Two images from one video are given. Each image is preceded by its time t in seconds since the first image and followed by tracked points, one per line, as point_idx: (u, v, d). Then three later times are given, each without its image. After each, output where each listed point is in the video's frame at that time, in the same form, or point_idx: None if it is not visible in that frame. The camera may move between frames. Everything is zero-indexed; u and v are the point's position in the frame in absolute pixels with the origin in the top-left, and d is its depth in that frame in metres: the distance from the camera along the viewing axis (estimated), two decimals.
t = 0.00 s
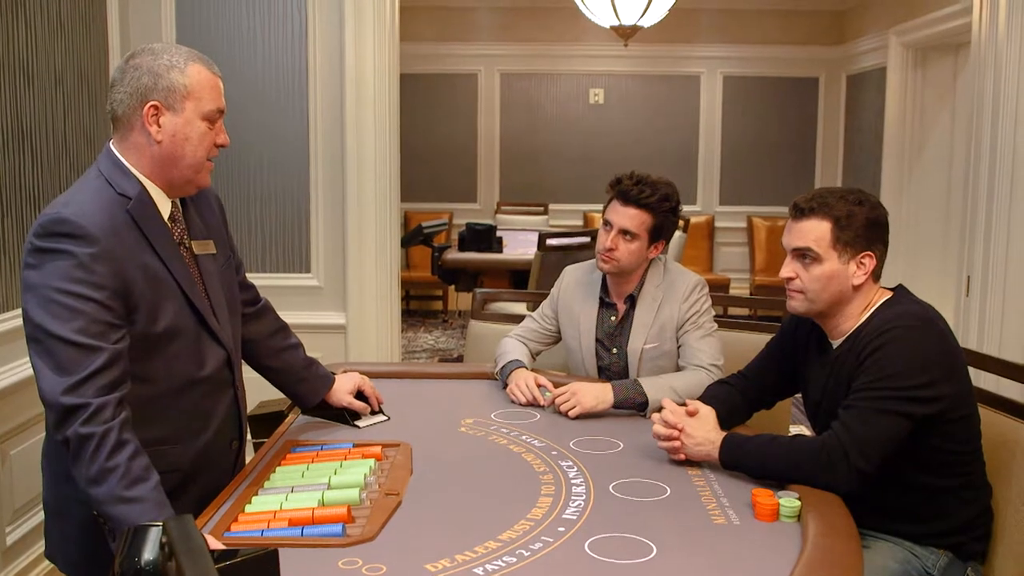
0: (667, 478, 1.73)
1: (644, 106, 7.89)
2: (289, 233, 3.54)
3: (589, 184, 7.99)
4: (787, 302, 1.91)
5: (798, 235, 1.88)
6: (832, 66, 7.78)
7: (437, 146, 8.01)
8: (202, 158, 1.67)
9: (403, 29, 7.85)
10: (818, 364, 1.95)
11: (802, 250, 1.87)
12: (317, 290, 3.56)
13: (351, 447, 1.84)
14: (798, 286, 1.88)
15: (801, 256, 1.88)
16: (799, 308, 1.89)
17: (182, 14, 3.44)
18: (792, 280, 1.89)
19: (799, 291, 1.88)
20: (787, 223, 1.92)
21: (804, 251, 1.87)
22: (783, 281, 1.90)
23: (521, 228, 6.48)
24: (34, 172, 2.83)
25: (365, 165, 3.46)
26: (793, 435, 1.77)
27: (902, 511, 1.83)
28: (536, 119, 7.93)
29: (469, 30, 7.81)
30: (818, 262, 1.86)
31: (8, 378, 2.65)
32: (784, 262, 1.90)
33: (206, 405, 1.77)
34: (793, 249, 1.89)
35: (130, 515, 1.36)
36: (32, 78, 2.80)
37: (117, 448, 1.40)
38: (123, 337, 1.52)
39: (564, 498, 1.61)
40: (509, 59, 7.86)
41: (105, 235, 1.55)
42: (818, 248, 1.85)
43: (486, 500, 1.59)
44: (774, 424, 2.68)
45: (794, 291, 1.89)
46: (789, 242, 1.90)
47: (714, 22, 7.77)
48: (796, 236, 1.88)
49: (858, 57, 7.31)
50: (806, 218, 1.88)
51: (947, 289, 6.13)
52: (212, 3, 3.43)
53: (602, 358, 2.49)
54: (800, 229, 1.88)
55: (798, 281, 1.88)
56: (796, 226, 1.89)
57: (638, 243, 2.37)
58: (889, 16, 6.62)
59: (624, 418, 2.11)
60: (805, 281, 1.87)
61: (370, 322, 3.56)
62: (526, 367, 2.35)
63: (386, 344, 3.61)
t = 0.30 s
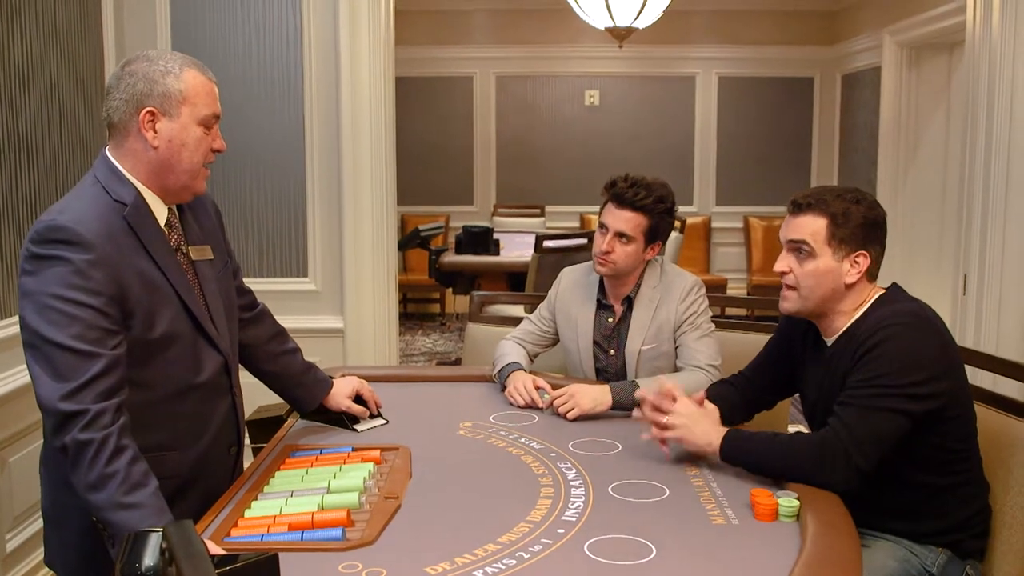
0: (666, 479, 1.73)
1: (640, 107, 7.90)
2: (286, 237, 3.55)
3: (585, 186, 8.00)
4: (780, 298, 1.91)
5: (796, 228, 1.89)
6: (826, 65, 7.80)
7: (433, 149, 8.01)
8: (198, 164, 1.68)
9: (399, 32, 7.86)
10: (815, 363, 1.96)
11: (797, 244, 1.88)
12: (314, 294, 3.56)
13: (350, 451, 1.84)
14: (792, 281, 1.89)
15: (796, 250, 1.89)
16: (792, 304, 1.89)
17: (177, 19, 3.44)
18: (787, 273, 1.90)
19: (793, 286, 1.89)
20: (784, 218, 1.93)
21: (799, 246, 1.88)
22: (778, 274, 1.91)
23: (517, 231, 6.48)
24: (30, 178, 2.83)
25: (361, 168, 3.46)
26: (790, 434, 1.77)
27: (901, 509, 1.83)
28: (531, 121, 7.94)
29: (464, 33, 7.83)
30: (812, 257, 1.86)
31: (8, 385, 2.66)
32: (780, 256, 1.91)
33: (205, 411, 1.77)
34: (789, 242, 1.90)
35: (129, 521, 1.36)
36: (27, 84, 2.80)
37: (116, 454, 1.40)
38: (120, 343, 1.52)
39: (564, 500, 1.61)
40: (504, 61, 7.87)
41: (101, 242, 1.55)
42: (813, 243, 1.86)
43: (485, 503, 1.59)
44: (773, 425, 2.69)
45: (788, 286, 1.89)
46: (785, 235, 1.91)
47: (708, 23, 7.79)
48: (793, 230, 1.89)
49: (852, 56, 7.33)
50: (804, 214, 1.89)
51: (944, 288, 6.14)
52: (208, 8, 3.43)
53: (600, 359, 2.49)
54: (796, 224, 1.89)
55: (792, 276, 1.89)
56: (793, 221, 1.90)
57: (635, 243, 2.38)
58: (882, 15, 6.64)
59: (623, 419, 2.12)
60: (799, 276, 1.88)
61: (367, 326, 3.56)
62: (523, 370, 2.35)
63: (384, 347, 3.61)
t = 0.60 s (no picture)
0: (663, 479, 1.73)
1: (638, 108, 7.91)
2: (283, 238, 3.55)
3: (583, 187, 8.01)
4: (775, 315, 1.91)
5: (778, 245, 1.88)
6: (824, 66, 7.81)
7: (431, 151, 8.01)
8: (192, 165, 1.67)
9: (397, 34, 7.87)
10: (812, 364, 1.96)
11: (784, 261, 1.87)
12: (311, 296, 3.56)
13: (347, 452, 1.84)
14: (784, 298, 1.88)
15: (784, 266, 1.88)
16: (788, 318, 1.89)
17: (174, 21, 3.44)
18: (777, 290, 1.89)
19: (784, 302, 1.88)
20: (765, 238, 1.92)
21: (787, 262, 1.87)
22: (768, 292, 1.90)
23: (516, 232, 6.48)
24: (27, 180, 2.83)
25: (359, 169, 3.46)
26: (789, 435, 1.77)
27: (899, 509, 1.83)
28: (530, 123, 7.95)
29: (461, 34, 7.84)
30: (801, 271, 1.86)
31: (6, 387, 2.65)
32: (769, 274, 1.90)
33: (202, 413, 1.78)
34: (776, 258, 1.89)
35: (126, 523, 1.36)
36: (23, 87, 2.80)
37: (113, 456, 1.41)
38: (117, 345, 1.52)
39: (561, 501, 1.61)
40: (502, 62, 7.87)
41: (96, 244, 1.55)
42: (800, 257, 1.85)
43: (483, 503, 1.59)
44: (769, 428, 2.69)
45: (779, 302, 1.89)
46: (770, 252, 1.90)
47: (705, 24, 7.80)
48: (777, 247, 1.88)
49: (850, 57, 7.34)
50: (784, 231, 1.88)
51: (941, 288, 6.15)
52: (205, 9, 3.44)
53: (598, 360, 2.49)
54: (778, 242, 1.88)
55: (783, 292, 1.88)
56: (774, 239, 1.89)
57: (631, 244, 2.38)
58: (880, 16, 6.65)
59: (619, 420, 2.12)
60: (789, 291, 1.87)
61: (365, 328, 3.56)
62: (521, 371, 2.36)
63: (382, 349, 3.61)
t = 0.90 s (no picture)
0: (662, 472, 1.73)
1: (638, 102, 7.90)
2: (283, 231, 3.54)
3: (583, 181, 8.00)
4: (777, 302, 1.91)
5: (783, 236, 1.88)
6: (824, 61, 7.80)
7: (430, 144, 8.00)
8: (187, 151, 1.67)
9: (397, 27, 7.85)
10: (813, 358, 1.96)
11: (788, 250, 1.87)
12: (311, 288, 3.56)
13: (347, 444, 1.84)
14: (786, 287, 1.88)
15: (788, 255, 1.88)
16: (789, 308, 1.89)
17: (173, 12, 3.43)
18: (779, 280, 1.89)
19: (787, 292, 1.89)
20: (770, 225, 1.92)
21: (791, 251, 1.88)
22: (771, 281, 1.90)
23: (516, 225, 6.48)
24: (27, 172, 2.83)
25: (359, 161, 3.45)
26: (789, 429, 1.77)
27: (898, 503, 1.83)
28: (530, 116, 7.93)
29: (461, 27, 7.82)
30: (804, 261, 1.86)
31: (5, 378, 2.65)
32: (772, 262, 1.91)
33: (201, 404, 1.78)
34: (779, 247, 1.89)
35: (126, 513, 1.37)
36: (23, 78, 2.79)
37: (112, 446, 1.41)
38: (116, 336, 1.52)
39: (560, 493, 1.61)
40: (502, 56, 7.86)
41: (95, 235, 1.55)
42: (804, 246, 1.85)
43: (483, 495, 1.60)
44: (768, 422, 2.70)
45: (782, 292, 1.89)
46: (774, 242, 1.90)
47: (705, 17, 7.78)
48: (782, 236, 1.88)
49: (851, 51, 7.33)
50: (789, 220, 1.88)
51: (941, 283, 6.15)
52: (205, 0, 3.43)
53: (597, 353, 2.49)
54: (784, 230, 1.88)
55: (785, 282, 1.89)
56: (778, 227, 1.89)
57: (631, 237, 2.38)
58: (880, 10, 6.64)
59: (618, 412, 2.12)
60: (792, 282, 1.88)
61: (365, 320, 3.56)
62: (520, 363, 2.36)
63: (383, 341, 3.60)
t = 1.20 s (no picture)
0: (661, 470, 1.73)
1: (638, 101, 7.89)
2: (283, 229, 3.54)
3: (583, 179, 7.99)
4: (778, 290, 1.91)
5: (792, 222, 1.88)
6: (824, 59, 7.80)
7: (430, 142, 8.00)
8: (188, 157, 1.67)
9: (397, 26, 7.85)
10: (813, 355, 1.96)
11: (795, 238, 1.88)
12: (311, 287, 3.56)
13: (347, 442, 1.84)
14: (790, 275, 1.88)
15: (794, 244, 1.88)
16: (790, 297, 1.89)
17: (174, 10, 3.43)
18: (785, 268, 1.89)
19: (790, 280, 1.88)
20: (780, 214, 1.93)
21: (797, 241, 1.88)
22: (776, 268, 1.90)
23: (516, 224, 6.47)
24: (27, 169, 2.83)
25: (359, 160, 3.45)
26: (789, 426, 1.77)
27: (898, 501, 1.83)
28: (530, 115, 7.93)
29: (462, 26, 7.82)
30: (811, 251, 1.86)
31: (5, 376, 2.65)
32: (778, 250, 1.90)
33: (201, 402, 1.78)
34: (787, 236, 1.89)
35: (125, 511, 1.37)
36: (23, 76, 2.79)
37: (112, 444, 1.41)
38: (116, 335, 1.52)
39: (560, 491, 1.61)
40: (503, 54, 7.85)
41: (94, 234, 1.55)
42: (812, 237, 1.86)
43: (483, 493, 1.60)
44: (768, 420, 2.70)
45: (786, 281, 1.89)
46: (783, 229, 1.90)
47: (705, 16, 7.78)
48: (791, 224, 1.88)
49: (851, 50, 7.33)
50: (801, 208, 1.89)
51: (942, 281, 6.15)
52: None
53: (597, 351, 2.49)
54: (793, 219, 1.88)
55: (790, 271, 1.88)
56: (788, 216, 1.90)
57: (631, 234, 2.38)
58: (880, 9, 6.65)
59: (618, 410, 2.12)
60: (797, 270, 1.87)
61: (365, 319, 3.56)
62: (520, 361, 2.36)
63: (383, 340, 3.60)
